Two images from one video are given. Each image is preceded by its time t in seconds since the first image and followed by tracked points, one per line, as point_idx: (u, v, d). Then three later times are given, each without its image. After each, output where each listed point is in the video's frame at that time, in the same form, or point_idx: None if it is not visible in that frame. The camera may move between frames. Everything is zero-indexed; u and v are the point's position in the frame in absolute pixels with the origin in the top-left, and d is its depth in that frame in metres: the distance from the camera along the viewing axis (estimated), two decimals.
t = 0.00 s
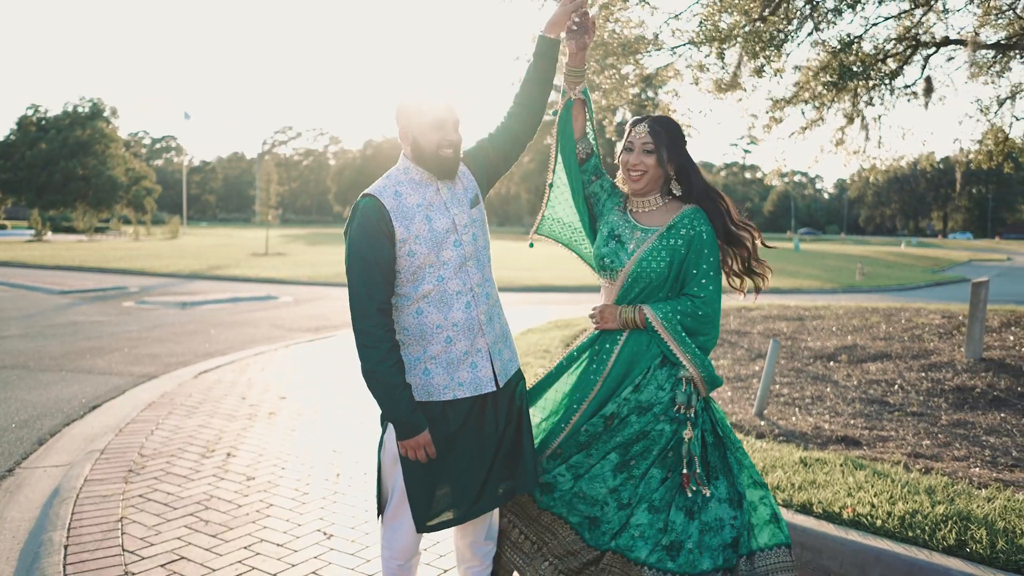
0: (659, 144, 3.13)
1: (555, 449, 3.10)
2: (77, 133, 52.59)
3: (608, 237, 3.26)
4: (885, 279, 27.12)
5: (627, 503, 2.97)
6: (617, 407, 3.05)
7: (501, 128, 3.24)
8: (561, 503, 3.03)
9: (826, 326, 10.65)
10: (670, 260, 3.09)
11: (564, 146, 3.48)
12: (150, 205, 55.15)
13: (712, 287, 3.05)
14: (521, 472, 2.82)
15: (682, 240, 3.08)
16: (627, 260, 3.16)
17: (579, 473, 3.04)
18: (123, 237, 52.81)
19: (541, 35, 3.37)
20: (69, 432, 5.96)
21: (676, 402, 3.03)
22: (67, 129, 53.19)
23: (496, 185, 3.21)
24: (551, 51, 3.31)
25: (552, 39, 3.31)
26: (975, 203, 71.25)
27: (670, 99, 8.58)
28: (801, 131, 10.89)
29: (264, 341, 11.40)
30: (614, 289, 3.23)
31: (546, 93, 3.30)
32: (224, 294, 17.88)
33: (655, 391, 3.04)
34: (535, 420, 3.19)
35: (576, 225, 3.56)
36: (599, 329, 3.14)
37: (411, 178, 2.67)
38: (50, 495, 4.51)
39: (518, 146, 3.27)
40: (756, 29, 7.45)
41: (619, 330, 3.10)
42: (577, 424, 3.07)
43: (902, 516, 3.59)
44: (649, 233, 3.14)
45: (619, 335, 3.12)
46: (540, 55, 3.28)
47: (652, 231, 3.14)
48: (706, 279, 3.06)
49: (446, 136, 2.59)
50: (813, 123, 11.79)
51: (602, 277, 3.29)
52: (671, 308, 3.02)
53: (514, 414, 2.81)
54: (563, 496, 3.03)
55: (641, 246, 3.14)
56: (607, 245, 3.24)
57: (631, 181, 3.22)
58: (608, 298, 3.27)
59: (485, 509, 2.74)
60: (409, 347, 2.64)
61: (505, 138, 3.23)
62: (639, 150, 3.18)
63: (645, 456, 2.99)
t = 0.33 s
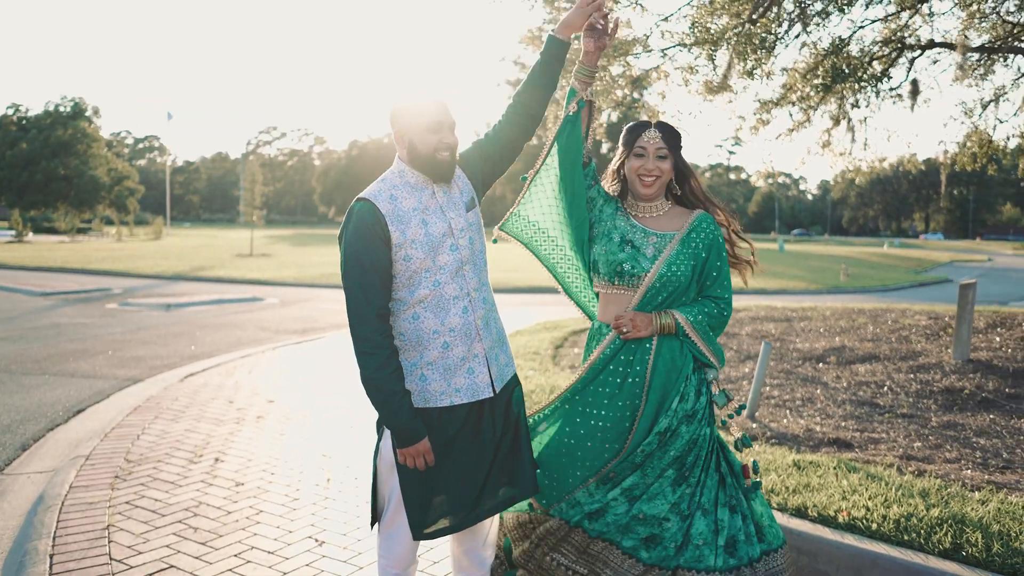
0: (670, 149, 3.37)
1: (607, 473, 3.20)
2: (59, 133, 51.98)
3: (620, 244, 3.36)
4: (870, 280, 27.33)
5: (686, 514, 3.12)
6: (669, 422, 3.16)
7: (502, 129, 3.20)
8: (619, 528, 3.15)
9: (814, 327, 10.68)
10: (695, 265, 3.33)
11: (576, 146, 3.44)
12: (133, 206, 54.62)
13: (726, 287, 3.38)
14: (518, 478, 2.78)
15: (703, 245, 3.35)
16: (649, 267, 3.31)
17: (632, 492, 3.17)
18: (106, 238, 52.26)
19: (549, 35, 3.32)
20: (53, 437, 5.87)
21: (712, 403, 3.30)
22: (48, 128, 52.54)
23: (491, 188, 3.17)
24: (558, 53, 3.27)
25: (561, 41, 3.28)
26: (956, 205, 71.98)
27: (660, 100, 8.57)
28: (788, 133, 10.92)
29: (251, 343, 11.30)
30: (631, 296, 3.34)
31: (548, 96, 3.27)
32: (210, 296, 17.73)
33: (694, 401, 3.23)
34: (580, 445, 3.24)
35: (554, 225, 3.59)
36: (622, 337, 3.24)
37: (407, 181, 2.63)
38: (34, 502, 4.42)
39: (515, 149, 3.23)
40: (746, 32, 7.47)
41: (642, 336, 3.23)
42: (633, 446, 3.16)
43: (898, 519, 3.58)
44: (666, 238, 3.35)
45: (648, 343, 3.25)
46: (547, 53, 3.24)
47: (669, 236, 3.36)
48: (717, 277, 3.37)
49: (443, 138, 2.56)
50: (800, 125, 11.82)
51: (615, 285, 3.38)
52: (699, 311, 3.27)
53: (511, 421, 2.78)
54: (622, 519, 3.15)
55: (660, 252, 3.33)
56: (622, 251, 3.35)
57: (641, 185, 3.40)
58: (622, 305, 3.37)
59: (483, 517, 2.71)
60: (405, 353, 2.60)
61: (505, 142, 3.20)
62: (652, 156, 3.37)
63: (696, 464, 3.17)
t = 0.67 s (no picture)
0: (678, 153, 3.40)
1: (662, 491, 3.17)
2: (42, 132, 51.31)
3: (646, 250, 3.31)
4: (856, 280, 27.51)
5: (739, 513, 3.15)
6: (709, 425, 3.23)
7: (505, 129, 3.16)
8: (689, 549, 3.11)
9: (805, 328, 10.68)
10: (712, 266, 3.42)
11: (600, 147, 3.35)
12: (118, 207, 54.04)
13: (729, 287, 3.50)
14: (517, 483, 2.74)
15: (715, 247, 3.45)
16: (677, 272, 3.31)
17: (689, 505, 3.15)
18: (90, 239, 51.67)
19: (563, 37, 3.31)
20: (39, 441, 5.77)
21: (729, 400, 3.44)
22: (31, 128, 51.86)
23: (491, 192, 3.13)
24: (570, 55, 3.25)
25: (577, 42, 3.25)
26: (940, 205, 72.62)
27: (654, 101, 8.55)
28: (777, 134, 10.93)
29: (239, 345, 11.19)
30: (661, 302, 3.30)
31: (555, 98, 3.25)
32: (197, 297, 17.55)
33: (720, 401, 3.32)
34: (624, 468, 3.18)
35: (554, 230, 3.57)
36: (666, 344, 3.22)
37: (405, 182, 2.59)
38: (20, 508, 4.34)
39: (516, 152, 3.20)
40: (737, 33, 7.48)
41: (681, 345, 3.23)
42: (678, 457, 3.18)
43: (896, 521, 3.57)
44: (682, 242, 3.38)
45: (685, 347, 3.27)
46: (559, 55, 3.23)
47: (684, 240, 3.39)
48: (723, 277, 3.45)
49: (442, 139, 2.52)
50: (789, 126, 11.85)
51: (645, 292, 3.30)
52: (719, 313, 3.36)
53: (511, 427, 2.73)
54: (685, 537, 3.11)
55: (682, 256, 3.35)
56: (650, 257, 3.30)
57: (655, 191, 3.39)
58: (651, 313, 3.31)
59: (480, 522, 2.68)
60: (403, 356, 2.56)
61: (507, 144, 3.16)
62: (666, 163, 3.37)
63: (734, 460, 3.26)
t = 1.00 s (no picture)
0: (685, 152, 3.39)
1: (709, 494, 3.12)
2: (25, 132, 50.69)
3: (676, 251, 3.25)
4: (843, 281, 27.66)
5: (758, 492, 3.27)
6: (730, 420, 3.26)
7: (510, 130, 3.12)
8: (745, 544, 3.10)
9: (795, 329, 10.69)
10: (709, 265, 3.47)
11: (641, 137, 3.25)
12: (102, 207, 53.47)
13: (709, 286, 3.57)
14: (517, 488, 2.70)
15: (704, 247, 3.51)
16: (700, 271, 3.29)
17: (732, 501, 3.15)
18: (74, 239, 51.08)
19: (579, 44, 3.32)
20: (26, 445, 5.68)
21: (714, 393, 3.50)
22: (15, 127, 51.20)
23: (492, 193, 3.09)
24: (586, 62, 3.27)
25: (593, 50, 3.28)
26: (924, 206, 73.20)
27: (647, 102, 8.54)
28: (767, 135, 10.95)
29: (228, 347, 11.09)
30: (689, 303, 3.25)
31: (564, 102, 3.23)
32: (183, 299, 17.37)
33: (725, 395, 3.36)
34: (680, 479, 3.07)
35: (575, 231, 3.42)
36: (706, 344, 3.20)
37: (405, 183, 2.55)
38: (8, 515, 4.26)
39: (519, 152, 3.15)
40: (729, 34, 7.49)
41: (716, 343, 3.25)
42: (717, 456, 3.15)
43: (895, 523, 3.56)
44: (689, 243, 3.39)
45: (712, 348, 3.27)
46: (573, 59, 3.23)
47: (688, 240, 3.40)
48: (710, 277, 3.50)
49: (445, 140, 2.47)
50: (779, 127, 11.87)
51: (678, 293, 3.23)
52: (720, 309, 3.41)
53: (511, 431, 2.69)
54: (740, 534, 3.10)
55: (696, 255, 3.35)
56: (681, 257, 3.25)
57: (668, 191, 3.33)
58: (682, 314, 3.24)
59: (480, 528, 2.63)
60: (402, 361, 2.52)
61: (512, 144, 3.12)
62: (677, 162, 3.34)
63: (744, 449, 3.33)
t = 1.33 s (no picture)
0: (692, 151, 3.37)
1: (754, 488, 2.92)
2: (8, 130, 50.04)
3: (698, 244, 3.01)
4: (829, 281, 27.85)
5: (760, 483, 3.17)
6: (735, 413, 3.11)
7: (514, 132, 3.10)
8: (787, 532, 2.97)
9: (784, 329, 10.72)
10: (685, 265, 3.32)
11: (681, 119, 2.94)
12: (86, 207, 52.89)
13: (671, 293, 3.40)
14: (519, 494, 2.66)
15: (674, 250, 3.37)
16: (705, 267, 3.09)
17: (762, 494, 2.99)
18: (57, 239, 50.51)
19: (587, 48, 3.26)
20: (11, 450, 5.58)
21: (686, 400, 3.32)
22: None
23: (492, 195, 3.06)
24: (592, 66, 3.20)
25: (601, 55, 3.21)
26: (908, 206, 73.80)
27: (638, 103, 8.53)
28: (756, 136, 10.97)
29: (215, 348, 10.99)
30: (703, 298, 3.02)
31: (568, 105, 3.20)
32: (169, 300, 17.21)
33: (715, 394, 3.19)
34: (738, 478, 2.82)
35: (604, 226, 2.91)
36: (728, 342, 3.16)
37: (407, 184, 2.52)
38: None
39: (522, 154, 3.12)
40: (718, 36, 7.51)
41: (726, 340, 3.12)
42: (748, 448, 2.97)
43: (893, 526, 3.55)
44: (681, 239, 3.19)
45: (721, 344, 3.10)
46: (579, 63, 3.18)
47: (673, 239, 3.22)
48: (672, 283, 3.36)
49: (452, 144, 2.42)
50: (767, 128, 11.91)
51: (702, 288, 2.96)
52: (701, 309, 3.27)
53: (511, 437, 2.66)
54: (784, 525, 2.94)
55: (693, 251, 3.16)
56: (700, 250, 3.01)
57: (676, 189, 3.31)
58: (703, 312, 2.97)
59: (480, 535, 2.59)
60: (401, 364, 2.48)
61: (514, 145, 3.09)
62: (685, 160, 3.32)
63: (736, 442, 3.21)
